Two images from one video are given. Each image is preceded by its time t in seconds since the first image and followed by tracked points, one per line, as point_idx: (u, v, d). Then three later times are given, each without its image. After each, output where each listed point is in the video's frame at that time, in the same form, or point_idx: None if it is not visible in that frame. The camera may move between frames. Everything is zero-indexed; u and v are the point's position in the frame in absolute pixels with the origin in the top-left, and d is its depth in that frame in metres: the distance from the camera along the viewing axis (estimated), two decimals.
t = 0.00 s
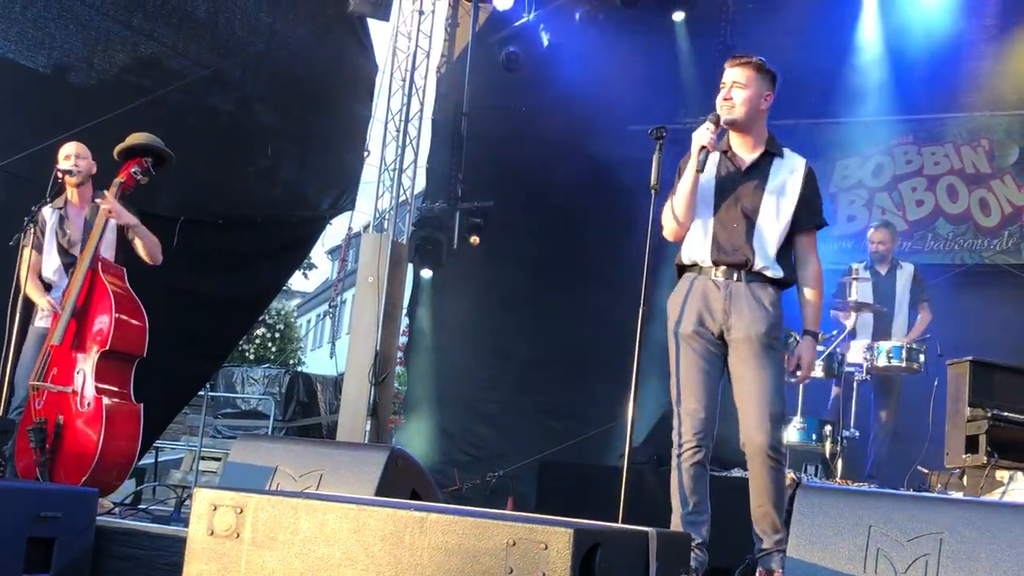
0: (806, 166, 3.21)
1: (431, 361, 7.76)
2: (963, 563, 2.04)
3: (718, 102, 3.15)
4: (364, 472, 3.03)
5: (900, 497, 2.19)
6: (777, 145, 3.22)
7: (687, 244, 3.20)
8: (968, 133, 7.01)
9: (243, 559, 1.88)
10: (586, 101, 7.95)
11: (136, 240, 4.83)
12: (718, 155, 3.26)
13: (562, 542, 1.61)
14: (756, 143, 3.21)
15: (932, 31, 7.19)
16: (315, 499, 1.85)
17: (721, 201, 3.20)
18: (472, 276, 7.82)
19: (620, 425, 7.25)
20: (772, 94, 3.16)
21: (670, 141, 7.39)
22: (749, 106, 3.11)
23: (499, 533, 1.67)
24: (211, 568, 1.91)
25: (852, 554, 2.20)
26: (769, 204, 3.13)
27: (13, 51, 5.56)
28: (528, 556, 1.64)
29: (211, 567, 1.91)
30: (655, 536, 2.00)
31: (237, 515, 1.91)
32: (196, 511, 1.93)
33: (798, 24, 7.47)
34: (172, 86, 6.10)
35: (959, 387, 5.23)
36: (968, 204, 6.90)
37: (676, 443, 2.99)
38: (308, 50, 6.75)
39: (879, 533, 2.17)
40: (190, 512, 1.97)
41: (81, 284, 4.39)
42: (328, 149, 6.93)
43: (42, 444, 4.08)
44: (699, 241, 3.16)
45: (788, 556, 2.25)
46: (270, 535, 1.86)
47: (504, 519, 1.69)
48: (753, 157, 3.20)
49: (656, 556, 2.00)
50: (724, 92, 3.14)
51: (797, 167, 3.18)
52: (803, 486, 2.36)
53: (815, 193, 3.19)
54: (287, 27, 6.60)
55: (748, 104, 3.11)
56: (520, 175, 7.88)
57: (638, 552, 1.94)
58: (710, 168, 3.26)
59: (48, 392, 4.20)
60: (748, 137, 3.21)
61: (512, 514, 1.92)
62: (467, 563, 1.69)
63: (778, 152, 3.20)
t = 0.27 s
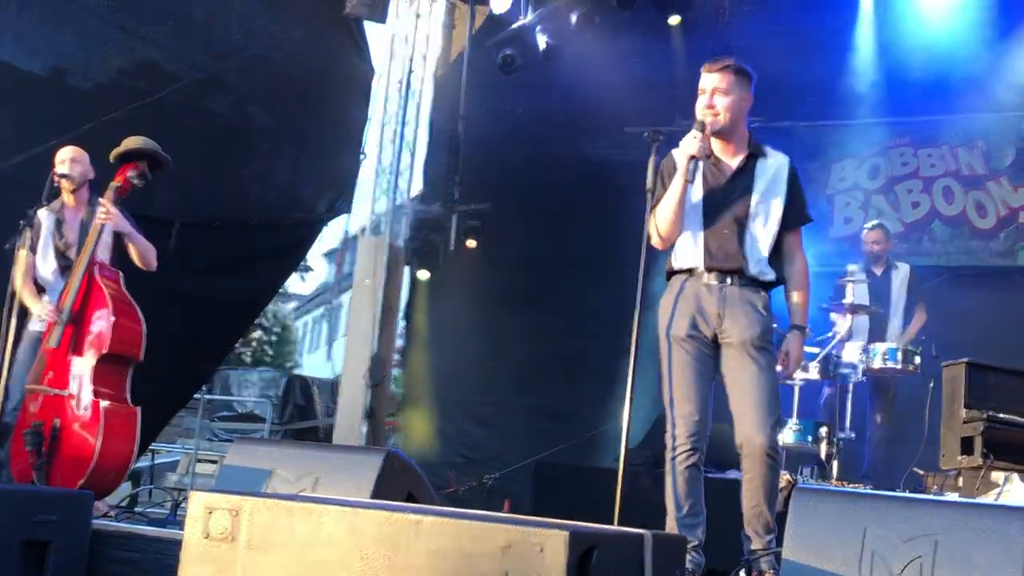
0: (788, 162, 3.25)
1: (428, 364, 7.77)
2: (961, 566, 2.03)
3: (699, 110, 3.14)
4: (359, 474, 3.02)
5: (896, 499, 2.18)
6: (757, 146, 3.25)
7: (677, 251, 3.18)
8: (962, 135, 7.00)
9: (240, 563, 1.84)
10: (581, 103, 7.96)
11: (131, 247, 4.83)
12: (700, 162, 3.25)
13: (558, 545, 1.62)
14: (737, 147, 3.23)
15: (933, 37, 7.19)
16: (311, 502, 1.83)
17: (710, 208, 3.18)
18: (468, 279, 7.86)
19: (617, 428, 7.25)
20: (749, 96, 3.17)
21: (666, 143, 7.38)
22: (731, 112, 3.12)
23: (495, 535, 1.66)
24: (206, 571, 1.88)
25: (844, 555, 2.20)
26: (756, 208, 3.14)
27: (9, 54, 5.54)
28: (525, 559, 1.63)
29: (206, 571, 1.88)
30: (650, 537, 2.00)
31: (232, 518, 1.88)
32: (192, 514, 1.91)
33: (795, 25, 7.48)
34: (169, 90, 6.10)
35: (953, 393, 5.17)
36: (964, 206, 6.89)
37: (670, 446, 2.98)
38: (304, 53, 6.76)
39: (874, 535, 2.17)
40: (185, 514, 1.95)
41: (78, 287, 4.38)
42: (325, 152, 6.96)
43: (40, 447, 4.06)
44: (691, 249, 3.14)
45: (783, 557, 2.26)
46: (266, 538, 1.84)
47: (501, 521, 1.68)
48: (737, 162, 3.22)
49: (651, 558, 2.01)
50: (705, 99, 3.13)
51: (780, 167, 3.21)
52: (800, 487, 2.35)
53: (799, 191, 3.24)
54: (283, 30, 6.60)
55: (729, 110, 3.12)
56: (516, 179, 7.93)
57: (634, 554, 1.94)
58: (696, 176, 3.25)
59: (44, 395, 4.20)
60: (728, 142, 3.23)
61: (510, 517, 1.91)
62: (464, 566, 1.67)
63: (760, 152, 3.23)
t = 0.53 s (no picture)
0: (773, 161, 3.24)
1: (422, 365, 7.76)
2: (952, 566, 2.07)
3: (686, 116, 3.13)
4: (353, 477, 3.00)
5: (889, 500, 2.22)
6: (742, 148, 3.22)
7: (669, 257, 3.17)
8: (955, 137, 7.02)
9: (231, 563, 1.90)
10: (574, 103, 7.95)
11: (126, 246, 4.84)
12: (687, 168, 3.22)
13: (552, 547, 1.61)
14: (723, 151, 3.22)
15: (928, 36, 7.18)
16: (303, 503, 1.87)
17: (700, 216, 3.16)
18: (463, 279, 7.85)
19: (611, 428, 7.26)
20: (733, 100, 3.17)
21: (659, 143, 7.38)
22: (717, 118, 3.11)
23: (488, 536, 1.66)
24: (201, 572, 1.95)
25: (840, 556, 2.24)
26: (746, 213, 3.15)
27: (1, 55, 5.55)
28: (517, 560, 1.63)
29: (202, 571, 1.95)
30: (642, 540, 2.00)
31: (226, 520, 1.94)
32: (185, 516, 1.97)
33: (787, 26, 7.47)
34: (162, 90, 6.10)
35: (946, 392, 5.17)
36: (956, 207, 6.92)
37: (663, 447, 2.99)
38: (297, 53, 6.76)
39: (867, 535, 2.21)
40: (179, 516, 2.01)
41: (70, 288, 4.36)
42: (318, 152, 6.94)
43: (33, 448, 4.07)
44: (684, 258, 3.13)
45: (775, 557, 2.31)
46: (258, 539, 1.89)
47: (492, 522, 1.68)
48: (724, 166, 3.19)
49: (644, 560, 2.00)
50: (692, 105, 3.12)
51: (766, 168, 3.20)
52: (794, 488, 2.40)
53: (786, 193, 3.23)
54: (276, 31, 6.62)
55: (716, 116, 3.12)
56: (510, 179, 7.92)
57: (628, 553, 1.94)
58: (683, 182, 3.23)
59: (37, 397, 4.21)
60: (713, 145, 3.21)
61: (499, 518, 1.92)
62: (455, 567, 1.68)
63: (746, 154, 3.21)
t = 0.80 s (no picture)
0: (763, 162, 3.24)
1: (414, 366, 7.76)
2: (943, 566, 2.02)
3: (678, 127, 3.11)
4: (343, 477, 2.98)
5: (878, 501, 2.16)
6: (734, 152, 3.22)
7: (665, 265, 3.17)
8: (945, 139, 7.05)
9: (220, 564, 1.90)
10: (565, 104, 7.95)
11: (113, 250, 4.81)
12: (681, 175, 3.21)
13: (540, 546, 1.61)
14: (716, 157, 3.20)
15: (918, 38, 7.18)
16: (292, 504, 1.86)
17: (693, 222, 3.15)
18: (454, 279, 7.85)
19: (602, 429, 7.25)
20: (723, 106, 3.15)
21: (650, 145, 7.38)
22: (708, 127, 3.10)
23: (476, 537, 1.66)
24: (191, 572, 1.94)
25: (828, 558, 2.17)
26: (739, 217, 3.14)
27: None
28: (506, 561, 1.63)
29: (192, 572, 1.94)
30: (632, 542, 1.98)
31: (215, 520, 1.93)
32: (175, 516, 1.97)
33: (778, 28, 7.44)
34: (152, 89, 6.08)
35: (937, 392, 5.17)
36: (947, 208, 6.94)
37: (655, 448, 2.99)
38: (288, 53, 6.75)
39: (857, 537, 2.15)
40: (169, 516, 2.01)
41: (60, 289, 4.34)
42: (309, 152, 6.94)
43: (22, 448, 4.04)
44: (679, 265, 3.13)
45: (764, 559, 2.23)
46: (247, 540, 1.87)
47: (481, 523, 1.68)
48: (715, 172, 3.19)
49: (635, 561, 1.98)
50: (682, 116, 3.10)
51: (756, 171, 3.20)
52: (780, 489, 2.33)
53: (774, 193, 3.22)
54: (268, 31, 6.61)
55: (707, 124, 3.10)
56: (501, 179, 7.92)
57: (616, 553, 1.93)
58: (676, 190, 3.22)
59: (27, 397, 4.18)
60: (704, 152, 3.18)
61: (491, 519, 1.92)
62: (444, 568, 1.68)
63: (737, 157, 3.20)
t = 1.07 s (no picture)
0: (761, 165, 3.25)
1: (404, 366, 7.75)
2: (927, 565, 2.09)
3: (673, 136, 3.11)
4: (330, 476, 2.97)
5: (864, 501, 2.24)
6: (731, 157, 3.23)
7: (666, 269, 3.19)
8: (934, 138, 7.05)
9: (208, 563, 1.87)
10: (554, 103, 7.94)
11: (100, 247, 4.80)
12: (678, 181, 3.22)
13: (525, 545, 1.60)
14: (711, 163, 3.22)
15: (906, 36, 7.20)
16: (278, 502, 1.84)
17: (692, 226, 3.18)
18: (443, 277, 7.85)
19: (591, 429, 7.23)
20: (717, 112, 3.15)
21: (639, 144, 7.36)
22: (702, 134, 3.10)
23: (463, 536, 1.65)
24: (176, 570, 1.91)
25: (815, 556, 2.24)
26: (738, 223, 3.15)
27: None
28: (492, 559, 1.62)
29: (177, 570, 1.91)
30: (619, 542, 1.98)
31: (201, 519, 1.91)
32: (161, 515, 1.94)
33: (767, 28, 7.49)
34: (141, 87, 6.01)
35: (923, 391, 5.16)
36: (934, 209, 6.96)
37: (649, 448, 2.99)
38: (277, 51, 6.74)
39: (843, 535, 2.23)
40: (157, 514, 1.98)
41: (46, 287, 4.33)
42: (298, 150, 6.93)
43: (8, 447, 4.01)
44: (678, 271, 3.15)
45: (751, 556, 2.30)
46: (234, 539, 1.86)
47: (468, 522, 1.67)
48: (712, 177, 3.21)
49: (621, 560, 1.98)
50: (677, 125, 3.09)
51: (754, 175, 3.21)
52: (768, 488, 2.41)
53: (774, 193, 3.22)
54: (256, 29, 6.58)
55: (701, 132, 3.10)
56: (489, 178, 7.92)
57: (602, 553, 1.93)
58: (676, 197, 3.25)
59: (12, 396, 4.11)
60: (702, 158, 3.22)
61: (478, 518, 1.90)
62: (431, 567, 1.67)
63: (734, 162, 3.22)
